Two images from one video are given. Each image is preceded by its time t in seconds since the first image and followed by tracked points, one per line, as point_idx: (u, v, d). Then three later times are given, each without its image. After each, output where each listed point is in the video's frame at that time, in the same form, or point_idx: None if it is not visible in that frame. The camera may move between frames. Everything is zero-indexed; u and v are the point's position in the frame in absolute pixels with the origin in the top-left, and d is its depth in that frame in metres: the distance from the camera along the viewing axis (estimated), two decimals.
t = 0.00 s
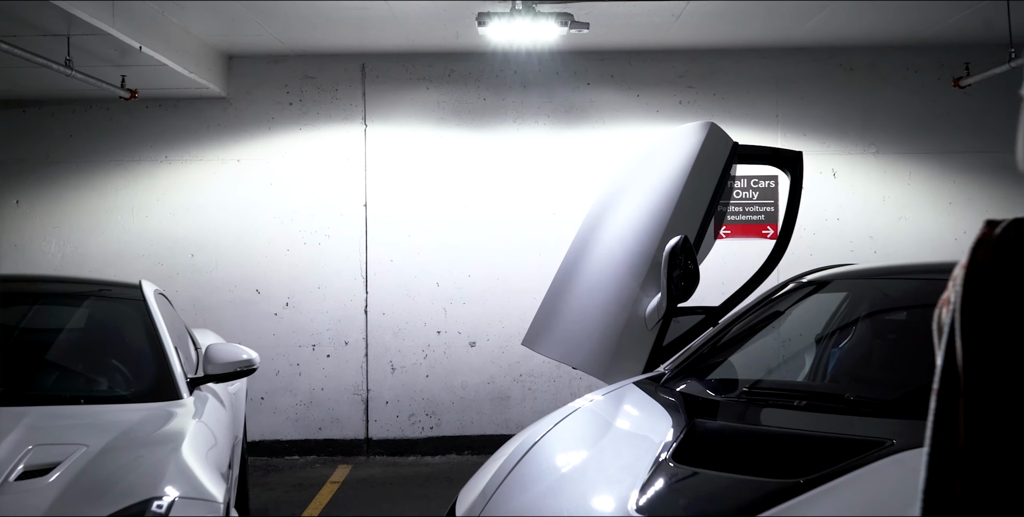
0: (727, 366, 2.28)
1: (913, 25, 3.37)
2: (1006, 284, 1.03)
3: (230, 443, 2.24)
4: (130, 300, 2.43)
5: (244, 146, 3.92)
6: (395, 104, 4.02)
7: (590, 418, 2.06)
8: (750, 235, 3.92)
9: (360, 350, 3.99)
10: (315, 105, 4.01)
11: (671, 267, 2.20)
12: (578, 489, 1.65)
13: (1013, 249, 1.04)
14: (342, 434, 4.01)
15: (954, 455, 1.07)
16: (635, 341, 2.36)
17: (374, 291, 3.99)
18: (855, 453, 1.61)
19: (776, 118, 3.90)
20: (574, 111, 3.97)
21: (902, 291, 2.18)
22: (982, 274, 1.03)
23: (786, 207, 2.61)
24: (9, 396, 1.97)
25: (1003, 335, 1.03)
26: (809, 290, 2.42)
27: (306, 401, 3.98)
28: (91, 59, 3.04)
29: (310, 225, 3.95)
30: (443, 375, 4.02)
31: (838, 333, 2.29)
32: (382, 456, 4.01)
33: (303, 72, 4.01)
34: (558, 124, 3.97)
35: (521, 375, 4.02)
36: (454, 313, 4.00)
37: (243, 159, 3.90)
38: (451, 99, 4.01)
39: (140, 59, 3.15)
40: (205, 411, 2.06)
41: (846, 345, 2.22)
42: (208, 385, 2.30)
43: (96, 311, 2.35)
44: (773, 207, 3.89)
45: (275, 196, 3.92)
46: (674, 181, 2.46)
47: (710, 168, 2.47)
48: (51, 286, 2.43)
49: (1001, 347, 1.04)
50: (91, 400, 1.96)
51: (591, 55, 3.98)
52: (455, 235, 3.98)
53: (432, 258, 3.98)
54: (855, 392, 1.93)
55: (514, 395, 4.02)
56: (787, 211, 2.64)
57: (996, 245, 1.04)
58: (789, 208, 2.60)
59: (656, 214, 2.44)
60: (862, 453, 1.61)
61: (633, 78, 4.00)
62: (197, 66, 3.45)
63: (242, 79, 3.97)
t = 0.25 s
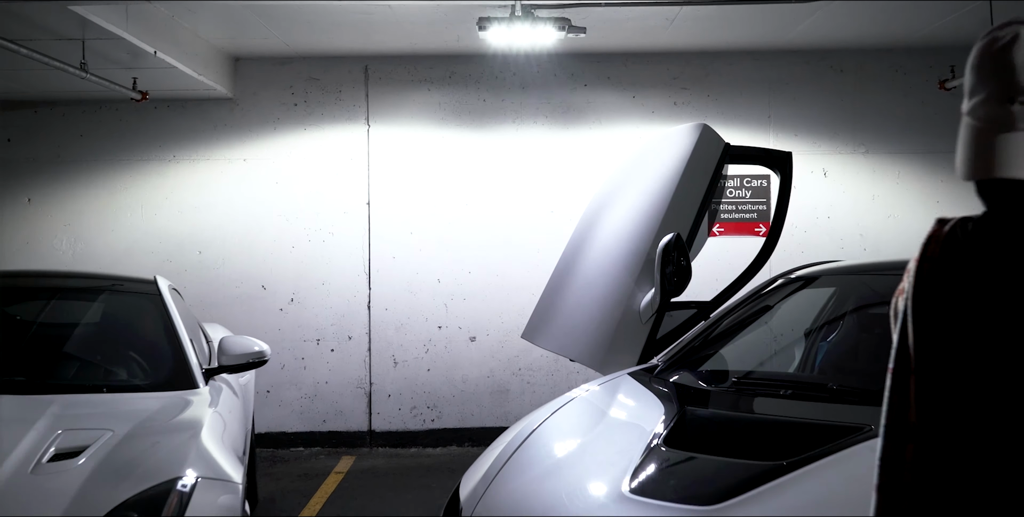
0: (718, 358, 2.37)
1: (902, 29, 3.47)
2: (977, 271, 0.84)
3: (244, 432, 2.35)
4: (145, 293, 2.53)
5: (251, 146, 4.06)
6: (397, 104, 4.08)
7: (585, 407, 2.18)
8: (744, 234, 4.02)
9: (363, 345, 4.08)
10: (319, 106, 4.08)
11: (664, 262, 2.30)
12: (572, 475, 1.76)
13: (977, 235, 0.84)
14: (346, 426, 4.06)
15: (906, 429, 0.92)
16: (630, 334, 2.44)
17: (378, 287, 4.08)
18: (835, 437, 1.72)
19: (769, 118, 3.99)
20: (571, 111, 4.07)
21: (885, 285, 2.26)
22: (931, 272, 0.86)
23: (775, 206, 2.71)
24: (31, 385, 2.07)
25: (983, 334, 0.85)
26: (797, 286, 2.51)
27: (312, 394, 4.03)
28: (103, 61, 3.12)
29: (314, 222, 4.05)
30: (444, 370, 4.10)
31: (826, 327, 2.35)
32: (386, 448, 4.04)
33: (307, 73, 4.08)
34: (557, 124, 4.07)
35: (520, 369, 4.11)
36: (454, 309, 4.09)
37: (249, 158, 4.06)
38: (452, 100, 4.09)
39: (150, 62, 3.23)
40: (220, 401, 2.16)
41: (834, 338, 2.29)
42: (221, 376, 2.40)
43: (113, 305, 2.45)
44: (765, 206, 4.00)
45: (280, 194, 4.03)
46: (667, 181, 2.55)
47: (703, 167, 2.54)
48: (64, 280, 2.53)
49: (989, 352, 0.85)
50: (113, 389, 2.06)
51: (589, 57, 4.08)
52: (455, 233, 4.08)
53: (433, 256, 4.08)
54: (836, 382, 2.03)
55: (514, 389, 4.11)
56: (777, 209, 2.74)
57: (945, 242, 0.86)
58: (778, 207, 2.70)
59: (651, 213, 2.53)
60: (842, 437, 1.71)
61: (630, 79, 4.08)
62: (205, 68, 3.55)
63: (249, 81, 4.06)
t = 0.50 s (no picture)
0: (711, 351, 2.47)
1: (892, 32, 3.56)
2: (935, 268, 0.89)
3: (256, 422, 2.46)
4: (162, 290, 2.63)
5: (257, 145, 4.16)
6: (399, 105, 4.17)
7: (582, 397, 2.28)
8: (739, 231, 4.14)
9: (366, 339, 4.18)
10: (324, 106, 4.17)
11: (659, 260, 2.38)
12: (569, 461, 1.88)
13: (930, 237, 0.90)
14: (349, 418, 4.19)
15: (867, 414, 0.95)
16: (626, 328, 2.54)
17: (382, 283, 4.18)
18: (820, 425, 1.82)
19: (762, 118, 4.12)
20: (570, 112, 4.17)
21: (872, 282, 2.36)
22: (894, 269, 0.92)
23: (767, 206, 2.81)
24: (53, 376, 2.16)
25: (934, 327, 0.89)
26: (787, 282, 2.55)
27: (316, 387, 4.18)
28: (114, 64, 3.21)
29: (319, 221, 4.15)
30: (446, 364, 4.20)
31: (816, 322, 2.48)
32: (388, 439, 4.18)
33: (311, 74, 4.17)
34: (555, 124, 4.17)
35: (520, 363, 4.21)
36: (456, 304, 4.19)
37: (255, 157, 4.16)
38: (453, 101, 4.17)
39: (161, 66, 3.32)
40: (234, 392, 2.26)
41: (822, 333, 2.40)
42: (234, 369, 2.50)
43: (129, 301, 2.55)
44: (759, 204, 4.10)
45: (285, 194, 4.15)
46: (662, 180, 2.65)
47: (697, 167, 2.64)
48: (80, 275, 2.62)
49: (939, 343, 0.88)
50: (134, 381, 2.15)
51: (587, 58, 4.17)
52: (457, 230, 4.17)
53: (435, 253, 4.18)
54: (822, 373, 2.13)
55: (513, 382, 4.21)
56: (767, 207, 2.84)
57: (906, 242, 0.92)
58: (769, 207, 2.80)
59: (646, 211, 2.63)
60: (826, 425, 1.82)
61: (628, 80, 4.18)
62: (214, 71, 3.64)
63: (255, 82, 4.16)
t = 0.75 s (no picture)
0: (704, 345, 2.57)
1: (881, 35, 3.66)
2: (892, 263, 1.09)
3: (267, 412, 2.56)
4: (175, 284, 2.72)
5: (264, 145, 4.25)
6: (402, 105, 4.27)
7: (581, 388, 2.39)
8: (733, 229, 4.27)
9: (370, 334, 4.28)
10: (328, 107, 4.26)
11: (654, 257, 2.48)
12: (568, 448, 1.98)
13: (902, 239, 1.09)
14: (353, 412, 4.29)
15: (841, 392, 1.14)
16: (621, 322, 2.64)
17: (385, 279, 4.28)
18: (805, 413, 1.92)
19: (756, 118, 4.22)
20: (569, 113, 4.27)
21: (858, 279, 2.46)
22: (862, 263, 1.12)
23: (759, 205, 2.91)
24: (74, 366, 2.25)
25: (891, 310, 1.07)
26: (779, 278, 2.64)
27: (321, 381, 4.28)
28: (127, 66, 3.31)
29: (324, 219, 4.25)
30: (447, 358, 4.30)
31: (806, 317, 2.57)
32: (391, 432, 4.28)
33: (316, 75, 4.26)
34: (554, 125, 4.26)
35: (519, 357, 4.31)
36: (457, 300, 4.29)
37: (261, 156, 4.25)
38: (455, 102, 4.27)
39: (171, 68, 3.41)
40: (247, 383, 2.36)
41: (810, 328, 2.50)
42: (246, 361, 2.61)
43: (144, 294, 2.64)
44: (753, 203, 4.20)
45: (291, 193, 4.25)
46: (657, 180, 2.74)
47: (692, 167, 2.73)
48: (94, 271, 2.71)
49: (894, 320, 1.07)
50: (152, 372, 2.25)
51: (586, 60, 4.27)
52: (459, 228, 4.27)
53: (436, 250, 4.27)
54: (808, 364, 2.23)
55: (513, 376, 4.31)
56: (760, 205, 2.94)
57: (871, 240, 1.13)
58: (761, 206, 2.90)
59: (642, 210, 2.73)
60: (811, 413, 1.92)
61: (625, 81, 4.27)
62: (222, 73, 3.74)
63: (262, 83, 4.26)
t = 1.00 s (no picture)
0: (697, 338, 2.68)
1: (871, 39, 3.76)
2: (859, 259, 1.22)
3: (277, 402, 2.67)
4: (186, 280, 2.82)
5: (269, 144, 4.35)
6: (405, 106, 4.36)
7: (579, 379, 2.50)
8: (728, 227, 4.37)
9: (374, 329, 4.38)
10: (332, 107, 4.36)
11: (649, 254, 2.58)
12: (563, 437, 2.09)
13: (870, 241, 1.21)
14: (357, 405, 4.39)
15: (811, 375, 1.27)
16: (617, 316, 2.74)
17: (388, 276, 4.38)
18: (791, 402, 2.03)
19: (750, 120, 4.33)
20: (568, 114, 4.37)
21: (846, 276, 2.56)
22: (832, 261, 1.25)
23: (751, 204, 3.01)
24: (93, 358, 2.35)
25: (861, 304, 1.19)
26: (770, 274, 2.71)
27: (326, 375, 4.39)
28: (138, 69, 3.40)
29: (329, 217, 4.35)
30: (449, 353, 4.40)
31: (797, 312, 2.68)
32: (395, 425, 4.39)
33: (321, 77, 4.36)
34: (554, 125, 4.36)
35: (519, 352, 4.41)
36: (459, 296, 4.39)
37: (267, 156, 4.35)
38: (456, 103, 4.37)
39: (181, 71, 3.51)
40: (259, 374, 2.46)
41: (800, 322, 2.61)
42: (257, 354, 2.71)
43: (157, 291, 2.74)
44: (747, 202, 4.30)
45: (297, 191, 4.34)
46: (653, 179, 2.84)
47: (686, 167, 2.83)
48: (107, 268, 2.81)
49: (858, 309, 1.19)
50: (169, 364, 2.36)
51: (585, 62, 4.37)
52: (460, 226, 4.37)
53: (438, 247, 4.37)
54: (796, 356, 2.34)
55: (513, 370, 4.41)
56: (751, 204, 3.04)
57: (841, 238, 1.25)
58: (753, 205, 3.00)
59: (638, 208, 2.83)
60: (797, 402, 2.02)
61: (623, 82, 4.37)
62: (230, 75, 3.84)
63: (267, 84, 4.35)
